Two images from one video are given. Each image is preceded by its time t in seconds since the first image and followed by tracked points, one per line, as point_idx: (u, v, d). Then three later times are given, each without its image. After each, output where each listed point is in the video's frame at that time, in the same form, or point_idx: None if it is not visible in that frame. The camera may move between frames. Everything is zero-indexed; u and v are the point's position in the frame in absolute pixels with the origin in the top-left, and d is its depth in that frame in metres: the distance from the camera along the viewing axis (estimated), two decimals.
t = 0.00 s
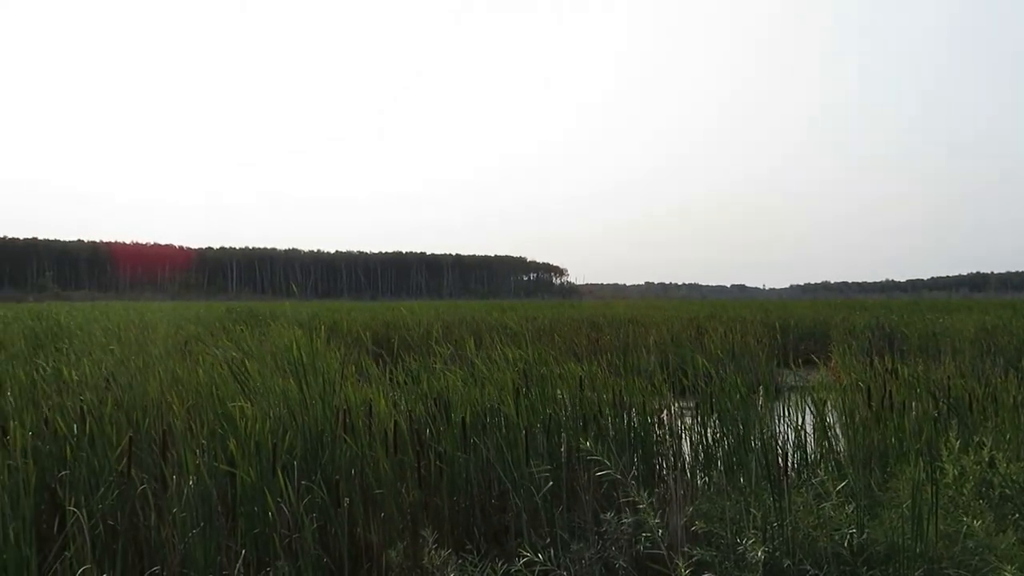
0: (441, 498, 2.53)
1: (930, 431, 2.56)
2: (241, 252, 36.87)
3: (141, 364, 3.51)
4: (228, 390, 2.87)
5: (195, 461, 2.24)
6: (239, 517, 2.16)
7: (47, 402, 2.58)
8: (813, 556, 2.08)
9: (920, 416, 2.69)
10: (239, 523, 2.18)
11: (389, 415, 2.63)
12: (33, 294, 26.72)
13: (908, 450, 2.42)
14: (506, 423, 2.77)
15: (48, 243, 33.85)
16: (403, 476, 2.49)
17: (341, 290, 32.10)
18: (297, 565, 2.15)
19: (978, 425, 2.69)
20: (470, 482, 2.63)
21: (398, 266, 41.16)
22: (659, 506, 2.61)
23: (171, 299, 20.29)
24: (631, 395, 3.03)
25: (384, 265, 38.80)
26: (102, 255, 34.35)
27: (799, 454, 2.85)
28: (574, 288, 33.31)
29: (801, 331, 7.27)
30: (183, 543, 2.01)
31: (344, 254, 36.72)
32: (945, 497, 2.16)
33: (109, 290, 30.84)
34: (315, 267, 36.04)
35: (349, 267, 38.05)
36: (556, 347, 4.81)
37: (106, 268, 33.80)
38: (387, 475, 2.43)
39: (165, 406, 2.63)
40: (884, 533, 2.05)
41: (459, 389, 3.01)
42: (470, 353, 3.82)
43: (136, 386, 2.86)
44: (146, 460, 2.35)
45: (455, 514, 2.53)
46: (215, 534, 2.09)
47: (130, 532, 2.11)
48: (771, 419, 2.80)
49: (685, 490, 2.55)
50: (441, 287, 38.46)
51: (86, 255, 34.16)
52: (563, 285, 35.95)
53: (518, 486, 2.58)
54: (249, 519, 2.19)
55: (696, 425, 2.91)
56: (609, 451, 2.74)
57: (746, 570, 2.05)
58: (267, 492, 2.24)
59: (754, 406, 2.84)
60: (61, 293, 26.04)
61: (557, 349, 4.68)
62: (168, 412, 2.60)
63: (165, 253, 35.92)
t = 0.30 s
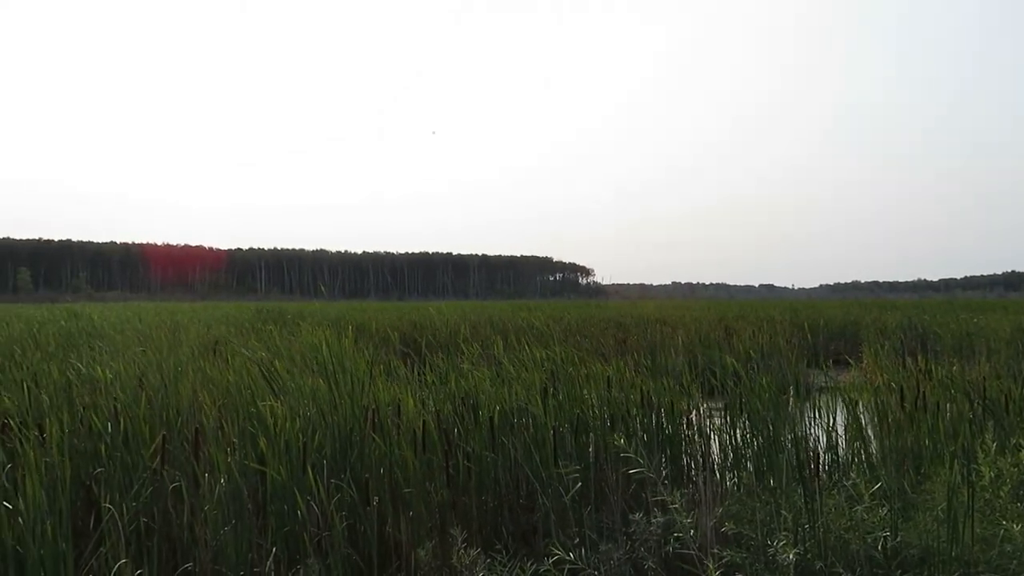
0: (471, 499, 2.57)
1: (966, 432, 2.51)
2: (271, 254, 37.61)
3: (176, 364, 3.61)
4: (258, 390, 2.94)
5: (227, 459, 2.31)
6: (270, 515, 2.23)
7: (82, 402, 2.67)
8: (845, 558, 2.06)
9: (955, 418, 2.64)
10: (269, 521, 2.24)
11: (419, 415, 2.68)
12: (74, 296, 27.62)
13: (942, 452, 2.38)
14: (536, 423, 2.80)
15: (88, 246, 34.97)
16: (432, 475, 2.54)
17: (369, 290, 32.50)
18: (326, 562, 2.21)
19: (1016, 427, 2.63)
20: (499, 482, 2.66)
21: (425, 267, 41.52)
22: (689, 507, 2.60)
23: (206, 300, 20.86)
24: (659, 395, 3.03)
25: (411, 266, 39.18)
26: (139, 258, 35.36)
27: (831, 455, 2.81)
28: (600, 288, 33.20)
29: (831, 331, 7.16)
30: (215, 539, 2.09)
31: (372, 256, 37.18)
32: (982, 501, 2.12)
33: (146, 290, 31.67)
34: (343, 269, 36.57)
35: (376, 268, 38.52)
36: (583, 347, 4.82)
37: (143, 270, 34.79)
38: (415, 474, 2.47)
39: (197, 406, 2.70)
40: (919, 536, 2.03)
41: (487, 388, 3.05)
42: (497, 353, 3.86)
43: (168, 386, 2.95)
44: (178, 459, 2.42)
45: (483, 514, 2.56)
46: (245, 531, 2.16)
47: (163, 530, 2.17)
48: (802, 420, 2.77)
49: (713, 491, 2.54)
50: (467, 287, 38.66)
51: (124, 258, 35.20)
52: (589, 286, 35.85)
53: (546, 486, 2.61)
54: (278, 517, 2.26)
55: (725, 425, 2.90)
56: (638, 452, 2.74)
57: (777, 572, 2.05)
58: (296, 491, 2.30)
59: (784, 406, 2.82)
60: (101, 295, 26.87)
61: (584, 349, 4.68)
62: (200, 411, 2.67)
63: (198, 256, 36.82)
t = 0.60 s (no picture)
0: (495, 499, 2.60)
1: (999, 435, 2.47)
2: (296, 256, 38.17)
3: (204, 364, 3.69)
4: (285, 391, 3.01)
5: (256, 458, 2.37)
6: (297, 514, 2.30)
7: (110, 401, 2.74)
8: (874, 561, 2.05)
9: (988, 420, 2.60)
10: (296, 520, 2.30)
11: (444, 415, 2.72)
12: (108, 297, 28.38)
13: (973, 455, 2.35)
14: (561, 424, 2.82)
15: (120, 249, 35.89)
16: (457, 475, 2.58)
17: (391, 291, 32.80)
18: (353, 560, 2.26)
19: None
20: (523, 482, 2.69)
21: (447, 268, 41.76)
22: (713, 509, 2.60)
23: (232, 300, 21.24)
24: (683, 396, 3.03)
25: (433, 267, 39.44)
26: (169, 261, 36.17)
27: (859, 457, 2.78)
28: (622, 289, 33.05)
29: (857, 331, 7.05)
30: (242, 537, 2.15)
31: (394, 257, 37.51)
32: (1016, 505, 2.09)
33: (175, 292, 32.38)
34: (366, 270, 36.96)
35: (399, 269, 38.84)
36: (605, 347, 4.82)
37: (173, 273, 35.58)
38: (440, 473, 2.52)
39: (226, 406, 2.77)
40: (950, 540, 2.01)
41: (511, 389, 3.08)
42: (520, 354, 3.88)
43: (195, 386, 3.02)
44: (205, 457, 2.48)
45: (507, 514, 2.59)
46: (271, 530, 2.21)
47: (190, 528, 2.23)
48: (828, 421, 2.75)
49: (739, 492, 2.53)
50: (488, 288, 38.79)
51: (154, 260, 36.03)
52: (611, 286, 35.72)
53: (570, 487, 2.63)
54: (305, 515, 2.32)
55: (750, 426, 2.89)
56: (662, 453, 2.75)
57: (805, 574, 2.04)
58: (324, 490, 2.36)
59: (811, 408, 2.79)
60: (133, 297, 27.53)
61: (606, 350, 4.68)
62: (227, 411, 2.74)
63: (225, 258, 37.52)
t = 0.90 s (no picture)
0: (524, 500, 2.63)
1: None
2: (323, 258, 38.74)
3: (235, 364, 3.78)
4: (314, 391, 3.07)
5: (285, 458, 2.43)
6: (325, 513, 2.36)
7: (144, 401, 2.82)
8: (908, 567, 2.04)
9: None
10: (324, 519, 2.37)
11: (472, 416, 2.76)
12: (130, 292, 28.34)
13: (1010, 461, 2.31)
14: (588, 426, 2.83)
15: (153, 252, 36.76)
16: (484, 475, 2.61)
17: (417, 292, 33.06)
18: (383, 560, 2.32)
19: None
20: (550, 483, 2.71)
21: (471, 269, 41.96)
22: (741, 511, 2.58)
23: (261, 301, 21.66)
24: (711, 398, 3.01)
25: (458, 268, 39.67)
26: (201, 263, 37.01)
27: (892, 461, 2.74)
28: (647, 290, 32.86)
29: (887, 332, 6.94)
30: (271, 536, 2.22)
31: (420, 259, 37.84)
32: None
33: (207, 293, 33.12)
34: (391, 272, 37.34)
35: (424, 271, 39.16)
36: (631, 348, 4.81)
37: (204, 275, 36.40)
38: (467, 473, 2.55)
39: (257, 406, 2.84)
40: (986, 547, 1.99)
41: (538, 389, 3.10)
42: (545, 355, 3.89)
43: (226, 386, 3.09)
44: (236, 457, 2.55)
45: (534, 515, 2.62)
46: (300, 531, 2.28)
47: (219, 527, 2.30)
48: (859, 424, 2.71)
49: (768, 496, 2.52)
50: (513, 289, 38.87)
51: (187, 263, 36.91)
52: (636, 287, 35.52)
53: (598, 488, 2.65)
54: (332, 515, 2.38)
55: (779, 429, 2.86)
56: (690, 456, 2.75)
57: None
58: (352, 491, 2.42)
59: (842, 410, 2.76)
60: (165, 297, 28.03)
61: (632, 351, 4.67)
62: (257, 410, 2.80)
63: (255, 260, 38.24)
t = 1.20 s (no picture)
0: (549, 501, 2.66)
1: None
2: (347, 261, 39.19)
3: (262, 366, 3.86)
4: (339, 393, 3.13)
5: (311, 459, 2.49)
6: (350, 514, 2.42)
7: (174, 402, 2.89)
8: (938, 572, 2.02)
9: None
10: (350, 520, 2.42)
11: (497, 417, 2.79)
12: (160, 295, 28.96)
13: None
14: (612, 427, 2.84)
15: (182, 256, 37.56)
16: (509, 475, 2.64)
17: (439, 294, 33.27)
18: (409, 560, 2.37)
19: None
20: (574, 484, 2.74)
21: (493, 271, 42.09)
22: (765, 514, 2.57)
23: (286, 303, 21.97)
24: (737, 400, 3.00)
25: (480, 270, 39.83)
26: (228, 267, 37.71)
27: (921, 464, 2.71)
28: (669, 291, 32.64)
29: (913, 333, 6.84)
30: (297, 536, 2.29)
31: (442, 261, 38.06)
32: None
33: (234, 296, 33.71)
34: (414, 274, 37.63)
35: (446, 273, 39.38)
36: (654, 350, 4.81)
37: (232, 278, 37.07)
38: (490, 474, 2.59)
39: (282, 407, 2.90)
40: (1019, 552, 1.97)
41: (562, 391, 3.12)
42: (568, 357, 3.91)
43: (251, 388, 3.15)
44: (263, 457, 2.61)
45: (559, 516, 2.65)
46: (326, 531, 2.35)
47: (248, 527, 2.37)
48: (887, 426, 2.68)
49: (795, 499, 2.51)
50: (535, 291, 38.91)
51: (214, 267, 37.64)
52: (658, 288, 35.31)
53: (622, 490, 2.67)
54: (358, 515, 2.43)
55: (805, 431, 2.84)
56: (715, 458, 2.75)
57: None
58: (377, 492, 2.47)
59: (870, 412, 2.73)
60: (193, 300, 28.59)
61: (655, 352, 4.66)
62: (283, 412, 2.86)
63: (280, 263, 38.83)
